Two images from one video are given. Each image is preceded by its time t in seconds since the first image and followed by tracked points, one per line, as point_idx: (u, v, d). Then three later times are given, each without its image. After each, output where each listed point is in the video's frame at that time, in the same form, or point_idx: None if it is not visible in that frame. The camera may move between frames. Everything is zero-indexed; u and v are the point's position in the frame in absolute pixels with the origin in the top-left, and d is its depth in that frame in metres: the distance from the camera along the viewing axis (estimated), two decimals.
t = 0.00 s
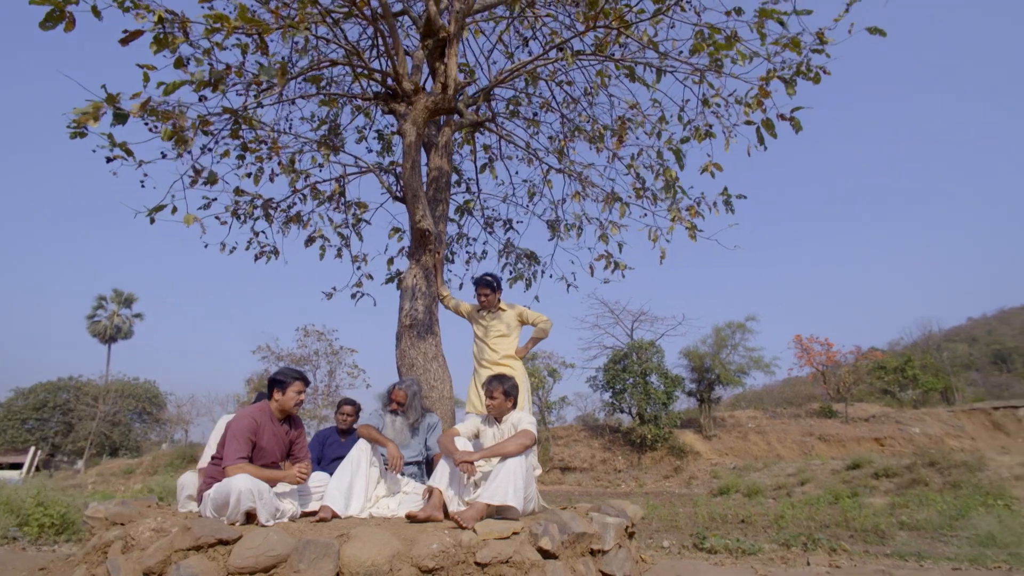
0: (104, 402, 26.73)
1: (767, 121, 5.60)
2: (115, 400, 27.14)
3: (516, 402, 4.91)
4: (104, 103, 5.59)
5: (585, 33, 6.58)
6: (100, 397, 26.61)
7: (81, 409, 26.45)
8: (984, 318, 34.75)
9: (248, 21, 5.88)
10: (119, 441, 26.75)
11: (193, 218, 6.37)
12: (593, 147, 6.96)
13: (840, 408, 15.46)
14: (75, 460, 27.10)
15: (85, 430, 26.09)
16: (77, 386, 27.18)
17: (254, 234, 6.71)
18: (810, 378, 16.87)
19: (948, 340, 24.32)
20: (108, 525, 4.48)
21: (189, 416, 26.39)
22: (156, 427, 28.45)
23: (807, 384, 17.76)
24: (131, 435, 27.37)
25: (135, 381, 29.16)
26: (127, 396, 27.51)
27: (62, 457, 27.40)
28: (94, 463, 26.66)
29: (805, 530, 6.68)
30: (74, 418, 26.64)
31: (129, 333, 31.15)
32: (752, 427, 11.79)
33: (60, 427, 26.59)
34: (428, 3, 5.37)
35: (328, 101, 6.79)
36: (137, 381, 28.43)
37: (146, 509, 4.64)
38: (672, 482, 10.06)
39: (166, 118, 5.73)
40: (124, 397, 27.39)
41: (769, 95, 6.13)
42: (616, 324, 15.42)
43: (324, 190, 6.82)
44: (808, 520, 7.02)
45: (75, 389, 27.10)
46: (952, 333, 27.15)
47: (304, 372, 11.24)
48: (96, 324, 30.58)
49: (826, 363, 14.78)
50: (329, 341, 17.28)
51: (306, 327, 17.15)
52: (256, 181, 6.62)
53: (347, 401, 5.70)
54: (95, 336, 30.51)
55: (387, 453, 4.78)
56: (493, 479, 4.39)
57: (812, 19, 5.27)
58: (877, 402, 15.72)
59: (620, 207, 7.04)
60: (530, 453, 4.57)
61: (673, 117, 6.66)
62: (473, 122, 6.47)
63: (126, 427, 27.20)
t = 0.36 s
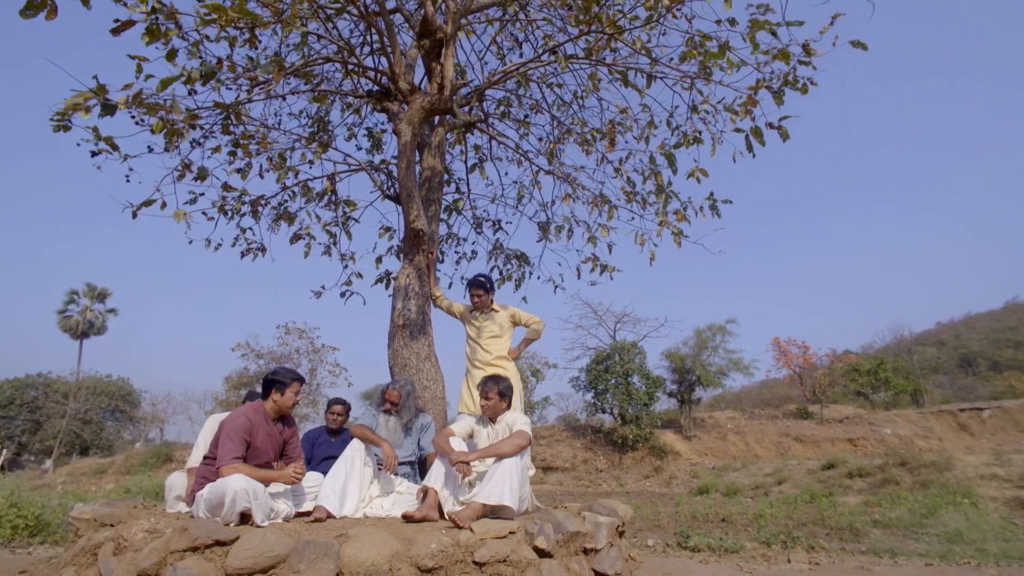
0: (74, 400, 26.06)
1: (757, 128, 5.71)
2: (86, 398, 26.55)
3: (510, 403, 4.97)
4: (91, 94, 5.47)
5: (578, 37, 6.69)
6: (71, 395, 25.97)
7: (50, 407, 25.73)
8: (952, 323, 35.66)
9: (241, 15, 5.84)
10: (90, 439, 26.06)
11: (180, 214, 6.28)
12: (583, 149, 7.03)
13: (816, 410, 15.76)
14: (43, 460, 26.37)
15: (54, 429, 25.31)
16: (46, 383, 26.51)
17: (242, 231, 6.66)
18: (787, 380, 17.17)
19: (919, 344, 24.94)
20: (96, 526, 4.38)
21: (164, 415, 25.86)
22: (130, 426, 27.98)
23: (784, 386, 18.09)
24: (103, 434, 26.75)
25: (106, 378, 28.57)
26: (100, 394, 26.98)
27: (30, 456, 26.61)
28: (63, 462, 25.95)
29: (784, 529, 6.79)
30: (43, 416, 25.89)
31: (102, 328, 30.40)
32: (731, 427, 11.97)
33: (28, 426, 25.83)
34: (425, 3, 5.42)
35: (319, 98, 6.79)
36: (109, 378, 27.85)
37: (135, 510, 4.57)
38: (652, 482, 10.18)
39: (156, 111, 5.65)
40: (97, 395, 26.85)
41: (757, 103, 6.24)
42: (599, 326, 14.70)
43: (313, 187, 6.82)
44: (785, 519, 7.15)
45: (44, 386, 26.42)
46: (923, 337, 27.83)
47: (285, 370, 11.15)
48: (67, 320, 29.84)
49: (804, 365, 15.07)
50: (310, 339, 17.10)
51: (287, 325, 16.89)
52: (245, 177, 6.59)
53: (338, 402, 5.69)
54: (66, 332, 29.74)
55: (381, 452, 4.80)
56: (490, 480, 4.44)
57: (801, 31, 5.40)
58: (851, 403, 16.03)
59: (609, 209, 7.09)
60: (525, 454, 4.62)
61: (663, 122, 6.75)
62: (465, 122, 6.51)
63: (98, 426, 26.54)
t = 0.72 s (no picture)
0: (47, 398, 25.41)
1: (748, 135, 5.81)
2: (61, 396, 25.92)
3: (506, 404, 5.02)
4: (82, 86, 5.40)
5: (572, 41, 6.81)
6: (44, 393, 25.33)
7: (22, 405, 25.03)
8: (924, 327, 36.50)
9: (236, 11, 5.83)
10: (64, 438, 25.42)
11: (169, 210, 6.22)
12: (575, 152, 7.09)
13: (795, 411, 16.02)
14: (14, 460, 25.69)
15: (25, 429, 24.38)
16: (19, 381, 25.84)
17: (231, 227, 6.62)
18: (767, 381, 17.45)
19: (895, 347, 25.48)
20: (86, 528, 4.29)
21: (142, 414, 25.35)
22: (107, 425, 27.40)
23: (764, 388, 18.37)
24: (77, 433, 26.14)
25: (80, 376, 28.07)
26: (75, 391, 26.39)
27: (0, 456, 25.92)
28: (35, 462, 25.29)
29: (767, 528, 6.89)
30: (15, 415, 25.17)
31: (77, 325, 29.69)
32: (713, 428, 12.14)
33: None
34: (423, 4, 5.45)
35: (311, 95, 6.80)
36: (85, 375, 27.32)
37: (128, 511, 4.50)
38: (636, 482, 10.29)
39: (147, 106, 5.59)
40: (72, 392, 26.25)
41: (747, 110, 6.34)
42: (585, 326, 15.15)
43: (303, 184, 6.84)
44: (767, 517, 7.28)
45: (17, 384, 25.76)
46: (898, 341, 28.43)
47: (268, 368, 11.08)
48: (41, 315, 29.09)
49: (784, 367, 15.32)
50: (294, 337, 16.95)
51: (270, 321, 16.61)
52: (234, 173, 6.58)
53: (331, 402, 5.68)
54: (39, 328, 28.99)
55: (377, 452, 4.81)
56: (489, 480, 4.48)
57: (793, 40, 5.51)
58: (829, 404, 16.30)
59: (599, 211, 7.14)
60: (522, 454, 4.67)
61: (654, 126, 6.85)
62: (460, 123, 6.57)
63: (72, 425, 25.92)
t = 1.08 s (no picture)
0: (29, 396, 24.98)
1: (744, 139, 5.89)
2: (42, 394, 25.49)
3: (506, 404, 5.05)
4: (77, 82, 5.33)
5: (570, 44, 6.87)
6: (26, 391, 24.90)
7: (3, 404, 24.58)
8: (906, 330, 37.09)
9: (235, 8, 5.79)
10: (45, 437, 24.99)
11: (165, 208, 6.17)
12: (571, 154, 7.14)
13: (782, 411, 16.24)
14: None
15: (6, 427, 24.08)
16: None
17: (227, 225, 6.59)
18: (754, 382, 17.68)
19: (879, 348, 25.89)
20: (86, 528, 4.24)
21: (126, 412, 25.00)
22: (90, 424, 27.01)
23: (752, 388, 18.61)
24: (59, 432, 25.71)
25: (62, 374, 27.64)
26: (57, 390, 25.99)
27: None
28: (15, 462, 24.84)
29: (757, 527, 6.99)
30: None
31: (60, 322, 29.17)
32: (702, 428, 12.28)
33: None
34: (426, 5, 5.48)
35: (308, 93, 6.78)
36: (68, 373, 26.95)
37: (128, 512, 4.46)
38: (625, 481, 10.39)
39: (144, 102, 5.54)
40: (54, 391, 25.84)
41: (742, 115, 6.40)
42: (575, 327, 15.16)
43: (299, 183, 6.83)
44: (756, 517, 7.39)
45: None
46: (882, 342, 28.89)
47: (257, 367, 11.02)
48: (22, 312, 28.56)
49: (772, 368, 15.53)
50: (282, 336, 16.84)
51: (259, 319, 16.45)
52: (230, 171, 6.55)
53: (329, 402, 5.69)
54: (20, 325, 28.47)
55: (378, 452, 4.82)
56: (492, 480, 4.51)
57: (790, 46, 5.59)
58: (815, 404, 16.51)
59: (595, 213, 7.18)
60: (523, 454, 4.70)
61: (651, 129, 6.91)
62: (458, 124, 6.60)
63: (54, 424, 25.47)
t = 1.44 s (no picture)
0: (12, 395, 24.55)
1: (740, 144, 5.95)
2: (25, 393, 25.09)
3: (508, 405, 5.08)
4: (76, 77, 5.29)
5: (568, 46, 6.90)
6: (8, 389, 24.47)
7: None
8: (889, 331, 37.74)
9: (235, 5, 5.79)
10: (27, 437, 24.59)
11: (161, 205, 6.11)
12: (568, 155, 7.16)
13: (770, 411, 16.45)
14: None
15: None
16: None
17: (223, 223, 6.53)
18: (743, 383, 17.89)
19: (864, 350, 26.29)
20: (86, 529, 4.21)
21: (111, 411, 24.65)
22: (74, 423, 26.62)
23: (741, 388, 18.82)
24: (41, 431, 25.32)
25: (45, 372, 27.18)
26: (39, 389, 25.56)
27: None
28: None
29: (749, 525, 7.10)
30: None
31: (43, 319, 28.67)
32: (691, 428, 12.40)
33: None
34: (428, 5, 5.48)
35: (306, 91, 6.78)
36: (52, 371, 26.59)
37: (129, 512, 4.43)
38: (616, 481, 10.49)
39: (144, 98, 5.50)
40: (36, 389, 25.43)
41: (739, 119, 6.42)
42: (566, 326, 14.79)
43: (298, 181, 6.81)
44: (746, 516, 7.50)
45: None
46: (866, 343, 29.32)
47: (246, 366, 10.95)
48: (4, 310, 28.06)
49: (761, 369, 15.71)
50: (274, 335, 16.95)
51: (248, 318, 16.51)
52: (227, 168, 6.51)
53: (327, 401, 5.67)
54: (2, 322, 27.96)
55: (380, 452, 4.83)
56: (495, 480, 4.54)
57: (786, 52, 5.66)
58: (803, 405, 16.72)
59: (590, 214, 7.21)
60: (526, 454, 4.74)
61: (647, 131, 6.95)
62: (457, 124, 6.59)
63: (37, 423, 25.06)
